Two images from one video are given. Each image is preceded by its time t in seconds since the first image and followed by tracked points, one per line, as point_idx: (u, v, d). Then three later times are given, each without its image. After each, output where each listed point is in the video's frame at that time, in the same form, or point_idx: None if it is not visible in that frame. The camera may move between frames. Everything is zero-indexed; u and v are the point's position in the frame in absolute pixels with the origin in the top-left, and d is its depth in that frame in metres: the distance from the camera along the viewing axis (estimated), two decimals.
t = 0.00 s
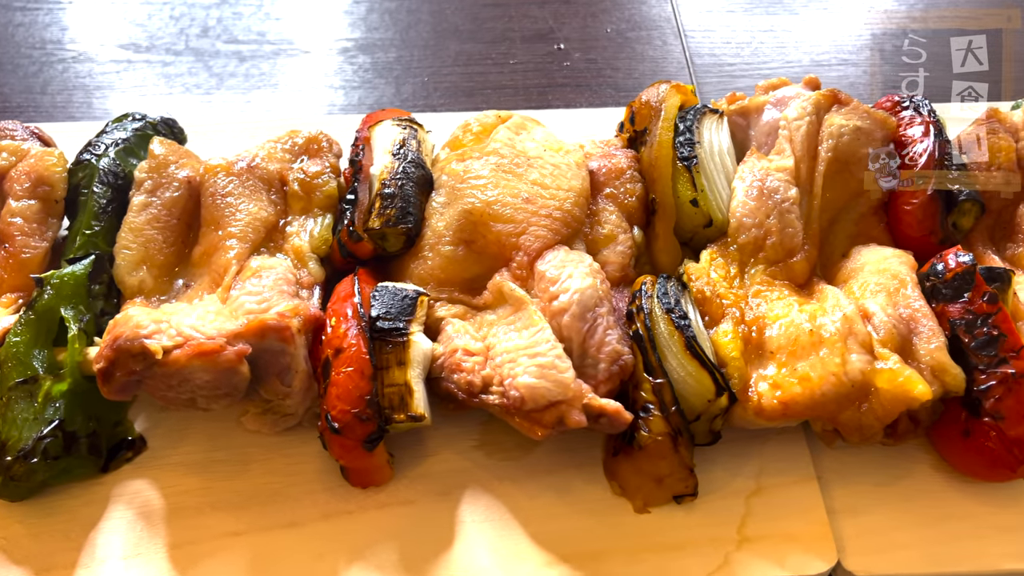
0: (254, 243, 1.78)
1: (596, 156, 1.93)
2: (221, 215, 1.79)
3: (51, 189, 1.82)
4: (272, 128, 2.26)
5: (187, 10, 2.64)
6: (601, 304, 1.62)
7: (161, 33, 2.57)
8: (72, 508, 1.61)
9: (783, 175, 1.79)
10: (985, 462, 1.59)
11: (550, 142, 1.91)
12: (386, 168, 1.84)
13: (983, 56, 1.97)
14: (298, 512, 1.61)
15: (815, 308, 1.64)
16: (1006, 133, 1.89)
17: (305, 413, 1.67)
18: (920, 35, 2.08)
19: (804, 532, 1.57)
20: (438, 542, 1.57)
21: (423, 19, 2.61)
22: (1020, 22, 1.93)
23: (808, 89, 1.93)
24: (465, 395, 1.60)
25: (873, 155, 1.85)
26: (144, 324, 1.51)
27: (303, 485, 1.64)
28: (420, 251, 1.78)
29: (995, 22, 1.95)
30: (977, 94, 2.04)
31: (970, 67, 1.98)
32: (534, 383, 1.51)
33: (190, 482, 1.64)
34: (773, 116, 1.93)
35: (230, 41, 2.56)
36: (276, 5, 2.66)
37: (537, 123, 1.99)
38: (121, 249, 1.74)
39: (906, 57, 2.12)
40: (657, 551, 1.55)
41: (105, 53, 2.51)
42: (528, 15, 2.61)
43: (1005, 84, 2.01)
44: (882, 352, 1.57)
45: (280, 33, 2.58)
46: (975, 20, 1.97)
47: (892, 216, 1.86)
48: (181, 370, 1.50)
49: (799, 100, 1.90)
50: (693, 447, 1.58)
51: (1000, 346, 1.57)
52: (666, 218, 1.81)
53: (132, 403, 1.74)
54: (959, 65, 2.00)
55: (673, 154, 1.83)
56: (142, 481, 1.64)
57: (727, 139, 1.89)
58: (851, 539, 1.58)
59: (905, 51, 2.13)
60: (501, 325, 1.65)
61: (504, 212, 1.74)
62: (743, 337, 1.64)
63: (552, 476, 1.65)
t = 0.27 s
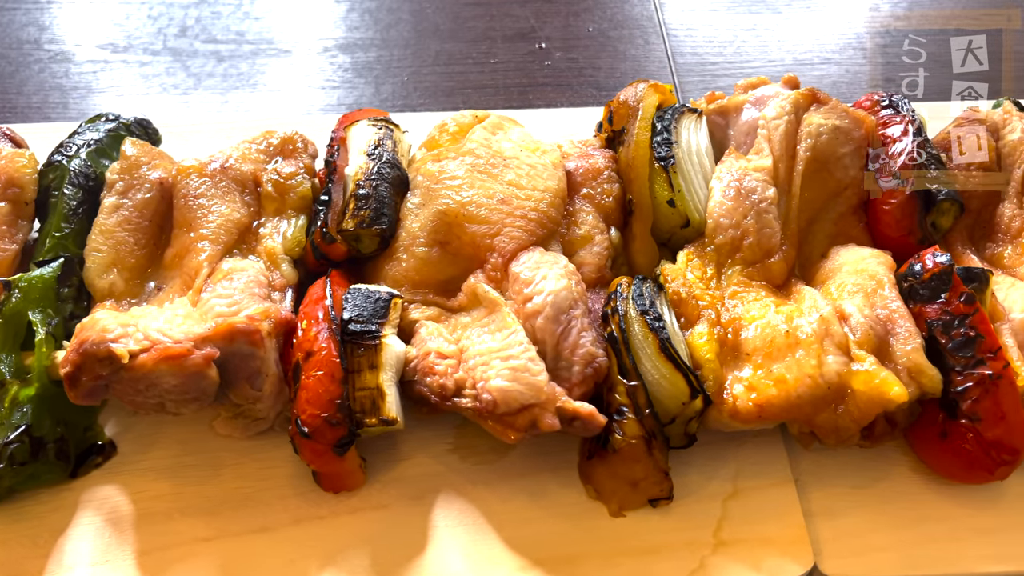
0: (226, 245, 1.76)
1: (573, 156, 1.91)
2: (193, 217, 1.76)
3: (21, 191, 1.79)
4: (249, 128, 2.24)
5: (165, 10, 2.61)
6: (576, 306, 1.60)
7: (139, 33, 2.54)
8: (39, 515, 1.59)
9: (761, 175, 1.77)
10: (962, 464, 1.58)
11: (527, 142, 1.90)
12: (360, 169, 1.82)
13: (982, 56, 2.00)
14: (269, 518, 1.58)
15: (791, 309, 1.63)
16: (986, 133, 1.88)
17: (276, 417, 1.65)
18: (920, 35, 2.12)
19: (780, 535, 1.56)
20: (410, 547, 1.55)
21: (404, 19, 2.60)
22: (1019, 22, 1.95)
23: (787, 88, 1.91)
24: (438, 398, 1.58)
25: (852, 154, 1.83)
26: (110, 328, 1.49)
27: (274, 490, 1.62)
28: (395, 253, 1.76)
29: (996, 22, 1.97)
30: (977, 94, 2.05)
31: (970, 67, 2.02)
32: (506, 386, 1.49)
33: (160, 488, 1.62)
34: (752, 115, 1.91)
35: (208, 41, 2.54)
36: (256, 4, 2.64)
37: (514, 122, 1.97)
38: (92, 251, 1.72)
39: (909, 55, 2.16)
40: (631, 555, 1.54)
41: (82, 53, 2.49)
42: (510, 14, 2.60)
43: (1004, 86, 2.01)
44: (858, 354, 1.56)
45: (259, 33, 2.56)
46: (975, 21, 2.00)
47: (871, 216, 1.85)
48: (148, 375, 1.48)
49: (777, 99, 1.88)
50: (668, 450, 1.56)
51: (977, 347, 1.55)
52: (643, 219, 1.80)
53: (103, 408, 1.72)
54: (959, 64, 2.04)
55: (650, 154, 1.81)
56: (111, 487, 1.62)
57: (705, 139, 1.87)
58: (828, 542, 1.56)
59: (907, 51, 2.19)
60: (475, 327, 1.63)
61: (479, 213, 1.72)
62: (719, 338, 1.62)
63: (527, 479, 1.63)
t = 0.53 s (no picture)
0: (201, 248, 1.74)
1: (552, 158, 1.90)
2: (168, 220, 1.74)
3: None
4: (228, 130, 2.22)
5: (145, 10, 2.59)
6: (552, 309, 1.59)
7: (118, 34, 2.52)
8: (11, 522, 1.57)
9: (740, 176, 1.76)
10: (941, 466, 1.57)
11: (506, 143, 1.88)
12: (337, 171, 1.81)
13: (983, 56, 1.97)
14: (244, 524, 1.57)
15: (769, 311, 1.62)
16: (966, 132, 1.86)
17: (251, 422, 1.63)
18: (919, 35, 2.03)
19: (758, 538, 1.55)
20: (386, 553, 1.54)
21: (386, 19, 2.59)
22: (1020, 21, 1.90)
23: (767, 88, 1.90)
24: (413, 403, 1.57)
25: (832, 154, 1.83)
26: (80, 334, 1.47)
27: (249, 495, 1.60)
28: (372, 255, 1.75)
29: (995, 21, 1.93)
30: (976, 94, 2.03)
31: (970, 67, 1.98)
32: (481, 391, 1.48)
33: (134, 494, 1.60)
34: (733, 116, 1.90)
35: (189, 42, 2.52)
36: (237, 5, 2.63)
37: (493, 123, 1.95)
38: (65, 255, 1.70)
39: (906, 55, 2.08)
40: (609, 560, 1.53)
41: (61, 54, 2.46)
42: (492, 14, 2.59)
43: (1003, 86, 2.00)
44: (836, 356, 1.55)
45: (240, 34, 2.55)
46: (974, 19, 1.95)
47: (851, 217, 1.84)
48: (118, 380, 1.47)
49: (757, 100, 1.88)
50: (645, 454, 1.55)
51: (954, 349, 1.54)
52: (621, 220, 1.79)
53: (77, 413, 1.70)
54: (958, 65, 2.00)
55: (629, 155, 1.80)
56: (85, 493, 1.60)
57: (684, 140, 1.87)
58: (806, 545, 1.56)
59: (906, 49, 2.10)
60: (451, 330, 1.61)
61: (456, 215, 1.70)
62: (696, 340, 1.61)
63: (504, 483, 1.62)
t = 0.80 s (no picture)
0: (176, 249, 1.71)
1: (532, 156, 1.88)
2: (141, 221, 1.72)
3: None
4: (206, 129, 2.19)
5: (124, 8, 2.56)
6: (530, 310, 1.56)
7: (97, 33, 2.49)
8: None
9: (721, 174, 1.74)
10: (924, 467, 1.55)
11: (485, 142, 1.86)
12: (313, 170, 1.79)
13: (982, 56, 1.96)
14: (217, 529, 1.55)
15: (750, 311, 1.60)
16: (948, 128, 1.84)
17: (225, 426, 1.61)
18: (920, 35, 1.97)
19: (738, 541, 1.53)
20: (361, 558, 1.51)
21: (369, 16, 2.57)
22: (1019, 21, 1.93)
23: (749, 85, 1.88)
24: (389, 406, 1.54)
25: (814, 152, 1.81)
26: (48, 338, 1.45)
27: (223, 500, 1.58)
28: (349, 256, 1.72)
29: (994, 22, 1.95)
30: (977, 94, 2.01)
31: (970, 66, 1.96)
32: (457, 393, 1.46)
33: (106, 499, 1.58)
34: (714, 113, 1.88)
35: (168, 40, 2.50)
36: (218, 3, 2.60)
37: (473, 122, 1.93)
38: (36, 257, 1.68)
39: (906, 56, 2.01)
40: (587, 563, 1.51)
41: (38, 53, 2.43)
42: (475, 11, 2.57)
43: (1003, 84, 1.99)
44: (817, 356, 1.53)
45: (220, 32, 2.52)
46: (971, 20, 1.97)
47: (834, 215, 1.82)
48: (86, 385, 1.44)
49: (739, 97, 1.85)
50: (624, 456, 1.53)
51: (936, 348, 1.52)
52: (601, 220, 1.77)
53: (49, 418, 1.67)
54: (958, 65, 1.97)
55: (609, 154, 1.79)
56: (56, 499, 1.58)
57: (665, 138, 1.85)
58: (787, 547, 1.54)
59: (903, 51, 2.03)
60: (428, 332, 1.59)
61: (433, 215, 1.68)
62: (676, 341, 1.59)
63: (482, 486, 1.60)
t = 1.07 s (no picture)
0: (150, 253, 1.69)
1: (512, 157, 1.86)
2: (115, 224, 1.70)
3: None
4: (184, 130, 2.17)
5: (103, 8, 2.54)
6: (507, 313, 1.55)
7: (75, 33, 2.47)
8: None
9: (701, 174, 1.72)
10: (905, 470, 1.54)
11: (464, 142, 1.84)
12: (290, 171, 1.77)
13: (982, 56, 2.04)
14: (191, 536, 1.53)
15: (729, 313, 1.58)
16: (932, 128, 1.85)
17: (199, 432, 1.59)
18: (920, 35, 2.06)
19: (718, 545, 1.51)
20: (336, 565, 1.49)
21: (351, 15, 2.55)
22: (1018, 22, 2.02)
23: (730, 84, 1.86)
24: (364, 411, 1.52)
25: (796, 152, 1.79)
26: (17, 343, 1.45)
27: (197, 507, 1.56)
28: (325, 258, 1.71)
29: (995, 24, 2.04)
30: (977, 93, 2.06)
31: (970, 66, 2.04)
32: (432, 399, 1.44)
33: (78, 506, 1.56)
34: (696, 113, 1.87)
35: (147, 40, 2.47)
36: (198, 3, 2.58)
37: (452, 122, 1.90)
38: (8, 261, 1.66)
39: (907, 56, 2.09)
40: (565, 569, 1.49)
41: (15, 53, 2.40)
42: (459, 10, 2.55)
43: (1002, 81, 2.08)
44: (796, 358, 1.51)
45: (200, 32, 2.50)
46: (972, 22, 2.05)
47: (816, 215, 1.80)
48: (56, 393, 1.44)
49: (720, 96, 1.84)
50: (601, 461, 1.52)
51: (916, 350, 1.51)
52: (581, 221, 1.75)
53: (20, 424, 1.65)
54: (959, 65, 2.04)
55: (589, 154, 1.77)
56: (27, 507, 1.56)
57: (646, 138, 1.83)
58: (767, 552, 1.52)
59: (904, 50, 2.11)
60: (404, 336, 1.57)
61: (409, 217, 1.66)
62: (655, 343, 1.57)
63: (459, 492, 1.58)
